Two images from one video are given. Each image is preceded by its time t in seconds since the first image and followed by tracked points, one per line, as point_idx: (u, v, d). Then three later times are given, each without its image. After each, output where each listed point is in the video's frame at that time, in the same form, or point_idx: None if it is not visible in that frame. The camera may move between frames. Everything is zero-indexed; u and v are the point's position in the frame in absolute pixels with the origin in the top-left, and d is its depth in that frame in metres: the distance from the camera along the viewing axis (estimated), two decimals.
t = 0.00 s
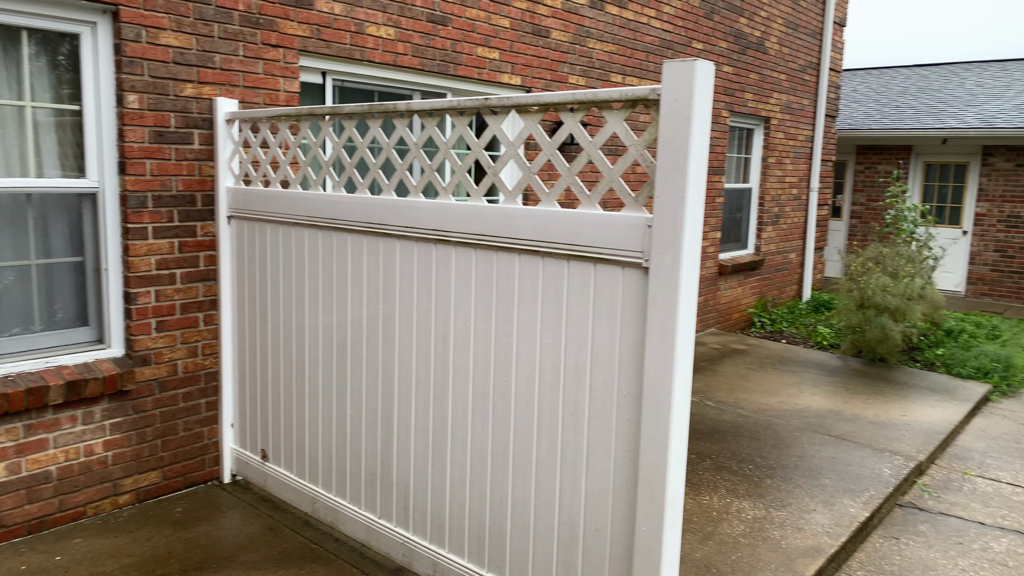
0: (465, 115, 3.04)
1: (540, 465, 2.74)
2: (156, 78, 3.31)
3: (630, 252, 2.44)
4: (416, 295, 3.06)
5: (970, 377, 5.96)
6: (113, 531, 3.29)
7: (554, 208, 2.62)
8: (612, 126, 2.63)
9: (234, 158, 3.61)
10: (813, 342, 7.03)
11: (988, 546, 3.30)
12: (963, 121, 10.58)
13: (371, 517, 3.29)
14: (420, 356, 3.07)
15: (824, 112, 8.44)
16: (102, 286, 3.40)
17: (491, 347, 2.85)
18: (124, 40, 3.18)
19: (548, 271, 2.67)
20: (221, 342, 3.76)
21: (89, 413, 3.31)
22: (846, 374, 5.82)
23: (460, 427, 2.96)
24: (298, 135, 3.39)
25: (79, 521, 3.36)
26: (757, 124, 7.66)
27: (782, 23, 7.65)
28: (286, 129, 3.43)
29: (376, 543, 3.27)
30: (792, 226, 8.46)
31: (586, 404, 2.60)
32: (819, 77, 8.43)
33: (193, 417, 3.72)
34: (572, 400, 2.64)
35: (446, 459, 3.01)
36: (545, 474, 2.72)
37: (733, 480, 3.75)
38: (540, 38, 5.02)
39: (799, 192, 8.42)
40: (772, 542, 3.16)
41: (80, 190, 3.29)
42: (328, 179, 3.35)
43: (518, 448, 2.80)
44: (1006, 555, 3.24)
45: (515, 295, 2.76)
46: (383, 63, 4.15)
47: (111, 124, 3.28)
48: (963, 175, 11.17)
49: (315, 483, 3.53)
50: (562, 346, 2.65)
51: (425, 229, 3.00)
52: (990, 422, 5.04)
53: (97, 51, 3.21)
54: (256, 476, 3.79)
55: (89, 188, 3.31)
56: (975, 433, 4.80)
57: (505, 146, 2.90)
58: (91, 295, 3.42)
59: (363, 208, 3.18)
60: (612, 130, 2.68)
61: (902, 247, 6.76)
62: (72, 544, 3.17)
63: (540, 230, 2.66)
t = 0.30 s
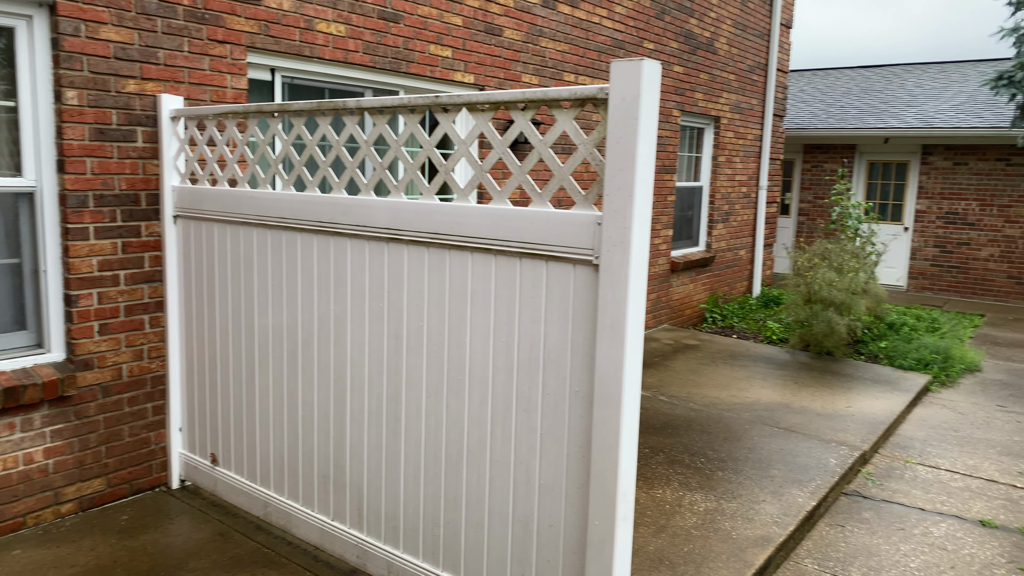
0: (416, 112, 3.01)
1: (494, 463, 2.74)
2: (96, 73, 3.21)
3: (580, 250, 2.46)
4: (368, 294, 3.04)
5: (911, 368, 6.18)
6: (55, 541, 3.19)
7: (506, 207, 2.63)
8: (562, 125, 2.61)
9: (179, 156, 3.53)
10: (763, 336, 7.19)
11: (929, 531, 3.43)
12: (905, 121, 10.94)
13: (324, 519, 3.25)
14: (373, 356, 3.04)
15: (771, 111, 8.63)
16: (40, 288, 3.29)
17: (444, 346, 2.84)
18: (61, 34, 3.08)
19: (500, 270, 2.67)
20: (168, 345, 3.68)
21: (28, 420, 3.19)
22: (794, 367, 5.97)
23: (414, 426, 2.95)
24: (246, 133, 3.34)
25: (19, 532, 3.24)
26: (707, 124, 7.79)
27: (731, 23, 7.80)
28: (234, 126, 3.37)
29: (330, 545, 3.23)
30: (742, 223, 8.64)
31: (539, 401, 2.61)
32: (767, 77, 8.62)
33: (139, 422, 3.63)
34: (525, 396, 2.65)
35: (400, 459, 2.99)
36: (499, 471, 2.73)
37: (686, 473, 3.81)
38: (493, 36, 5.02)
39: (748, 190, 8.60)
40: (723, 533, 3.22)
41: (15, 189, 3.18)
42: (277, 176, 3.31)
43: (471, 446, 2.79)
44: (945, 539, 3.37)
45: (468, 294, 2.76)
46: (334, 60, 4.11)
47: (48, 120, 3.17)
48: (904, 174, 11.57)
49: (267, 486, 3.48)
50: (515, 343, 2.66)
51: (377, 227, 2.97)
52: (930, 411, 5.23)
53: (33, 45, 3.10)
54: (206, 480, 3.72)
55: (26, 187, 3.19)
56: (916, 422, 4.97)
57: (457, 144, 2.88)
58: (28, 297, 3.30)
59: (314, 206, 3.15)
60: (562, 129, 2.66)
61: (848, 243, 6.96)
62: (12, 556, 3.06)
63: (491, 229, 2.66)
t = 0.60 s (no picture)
0: (369, 109, 2.98)
1: (450, 461, 2.73)
2: (35, 68, 3.10)
3: (535, 247, 2.47)
4: (321, 293, 3.01)
5: (858, 361, 6.36)
6: None
7: (460, 204, 2.62)
8: (515, 123, 2.58)
9: (125, 154, 3.45)
10: (716, 331, 7.33)
11: (875, 519, 3.54)
12: (853, 121, 11.24)
13: (278, 522, 3.21)
14: (327, 356, 3.01)
15: (724, 111, 8.79)
16: None
17: (399, 345, 2.82)
18: None
19: (455, 267, 2.66)
20: (115, 348, 3.59)
21: None
22: (747, 361, 6.10)
23: (369, 426, 2.93)
24: (194, 130, 3.28)
25: None
26: (662, 123, 7.89)
27: (684, 24, 7.91)
28: (182, 123, 3.30)
29: (284, 548, 3.19)
30: (696, 221, 8.78)
31: (496, 399, 2.61)
32: (720, 76, 8.78)
33: (85, 427, 3.53)
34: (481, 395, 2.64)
35: (355, 459, 2.97)
36: (455, 470, 2.72)
37: (641, 468, 3.87)
38: (448, 33, 5.01)
39: (701, 188, 8.74)
40: (678, 526, 3.27)
41: None
42: (227, 174, 3.25)
43: (428, 445, 2.78)
44: (890, 525, 3.47)
45: (423, 293, 2.74)
46: (285, 56, 4.05)
47: None
48: (851, 172, 11.89)
49: (219, 490, 3.43)
50: (471, 341, 2.65)
51: (330, 226, 2.94)
52: (876, 403, 5.40)
53: None
54: (155, 486, 3.65)
55: None
56: (863, 413, 5.13)
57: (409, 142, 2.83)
58: None
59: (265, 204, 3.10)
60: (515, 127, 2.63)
61: (798, 240, 7.13)
62: None
63: (446, 227, 2.65)
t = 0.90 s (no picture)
0: (322, 107, 2.93)
1: (408, 462, 2.71)
2: None
3: (491, 246, 2.47)
4: (275, 295, 2.96)
5: (810, 355, 6.53)
6: None
7: (416, 203, 2.61)
8: (471, 122, 2.54)
9: (69, 152, 3.38)
10: (673, 328, 7.44)
11: (827, 509, 3.63)
12: (805, 122, 11.52)
13: (233, 528, 3.16)
14: (281, 358, 2.97)
15: (679, 111, 8.94)
16: None
17: (355, 345, 2.79)
18: None
19: (411, 267, 2.64)
20: (60, 352, 3.48)
21: None
22: (702, 357, 6.20)
23: (325, 428, 2.89)
24: (142, 128, 3.20)
25: None
26: (618, 123, 7.97)
27: (640, 24, 8.01)
28: (128, 121, 3.22)
29: (239, 554, 3.14)
30: (652, 220, 8.90)
31: (453, 399, 2.59)
32: (674, 77, 8.91)
33: (29, 434, 3.42)
34: (439, 394, 2.62)
35: (311, 462, 2.93)
36: (413, 470, 2.70)
37: (600, 464, 3.90)
38: (404, 31, 4.99)
39: (657, 187, 8.86)
40: (636, 521, 3.31)
41: None
42: (176, 173, 3.19)
43: (385, 446, 2.76)
44: (841, 515, 3.57)
45: (379, 292, 2.72)
46: (237, 53, 3.98)
47: None
48: (803, 171, 12.18)
49: (171, 496, 3.36)
50: (428, 341, 2.63)
51: (283, 226, 2.90)
52: (827, 396, 5.54)
53: None
54: (104, 493, 3.56)
55: None
56: (815, 406, 5.26)
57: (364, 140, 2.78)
58: None
59: (216, 204, 3.05)
60: (471, 126, 2.58)
61: (751, 237, 7.27)
62: None
63: (401, 226, 2.63)
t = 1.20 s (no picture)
0: (278, 104, 2.88)
1: (368, 463, 2.68)
2: None
3: (451, 245, 2.45)
4: (231, 295, 2.91)
5: (767, 350, 6.66)
6: None
7: (374, 202, 2.58)
8: (429, 120, 2.50)
9: (14, 150, 3.35)
10: (634, 325, 7.53)
11: (783, 501, 3.71)
12: (763, 121, 11.74)
13: (189, 534, 3.10)
14: (237, 359, 2.92)
15: (638, 110, 9.03)
16: None
17: (314, 346, 2.75)
18: None
19: (370, 266, 2.62)
20: (7, 355, 3.39)
21: None
22: (663, 353, 6.28)
23: (284, 430, 2.85)
24: (90, 125, 3.12)
25: None
26: (579, 122, 8.02)
27: (599, 24, 8.06)
28: (76, 117, 3.14)
29: (196, 559, 3.09)
30: (613, 218, 8.98)
31: (413, 399, 2.57)
32: (634, 76, 9.00)
33: None
34: (399, 394, 2.60)
35: (269, 465, 2.89)
36: (373, 471, 2.67)
37: (562, 461, 3.92)
38: (362, 28, 4.94)
39: (618, 185, 8.94)
40: (598, 516, 3.34)
41: None
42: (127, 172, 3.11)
43: (344, 447, 2.72)
44: (797, 506, 3.65)
45: (337, 292, 2.68)
46: (190, 49, 3.90)
47: None
48: (760, 170, 12.41)
49: (124, 502, 3.28)
50: (387, 341, 2.61)
51: (238, 225, 2.85)
52: (784, 390, 5.66)
53: None
54: (55, 501, 3.47)
55: None
56: (772, 400, 5.37)
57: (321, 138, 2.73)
58: None
59: (169, 203, 2.98)
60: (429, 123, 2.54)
61: (710, 235, 7.39)
62: None
63: (360, 225, 2.61)
